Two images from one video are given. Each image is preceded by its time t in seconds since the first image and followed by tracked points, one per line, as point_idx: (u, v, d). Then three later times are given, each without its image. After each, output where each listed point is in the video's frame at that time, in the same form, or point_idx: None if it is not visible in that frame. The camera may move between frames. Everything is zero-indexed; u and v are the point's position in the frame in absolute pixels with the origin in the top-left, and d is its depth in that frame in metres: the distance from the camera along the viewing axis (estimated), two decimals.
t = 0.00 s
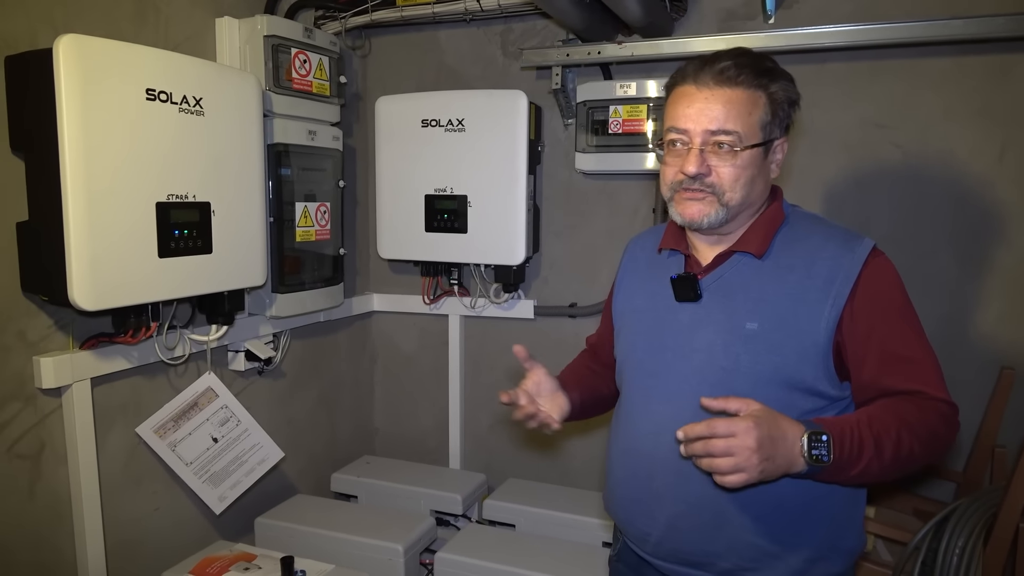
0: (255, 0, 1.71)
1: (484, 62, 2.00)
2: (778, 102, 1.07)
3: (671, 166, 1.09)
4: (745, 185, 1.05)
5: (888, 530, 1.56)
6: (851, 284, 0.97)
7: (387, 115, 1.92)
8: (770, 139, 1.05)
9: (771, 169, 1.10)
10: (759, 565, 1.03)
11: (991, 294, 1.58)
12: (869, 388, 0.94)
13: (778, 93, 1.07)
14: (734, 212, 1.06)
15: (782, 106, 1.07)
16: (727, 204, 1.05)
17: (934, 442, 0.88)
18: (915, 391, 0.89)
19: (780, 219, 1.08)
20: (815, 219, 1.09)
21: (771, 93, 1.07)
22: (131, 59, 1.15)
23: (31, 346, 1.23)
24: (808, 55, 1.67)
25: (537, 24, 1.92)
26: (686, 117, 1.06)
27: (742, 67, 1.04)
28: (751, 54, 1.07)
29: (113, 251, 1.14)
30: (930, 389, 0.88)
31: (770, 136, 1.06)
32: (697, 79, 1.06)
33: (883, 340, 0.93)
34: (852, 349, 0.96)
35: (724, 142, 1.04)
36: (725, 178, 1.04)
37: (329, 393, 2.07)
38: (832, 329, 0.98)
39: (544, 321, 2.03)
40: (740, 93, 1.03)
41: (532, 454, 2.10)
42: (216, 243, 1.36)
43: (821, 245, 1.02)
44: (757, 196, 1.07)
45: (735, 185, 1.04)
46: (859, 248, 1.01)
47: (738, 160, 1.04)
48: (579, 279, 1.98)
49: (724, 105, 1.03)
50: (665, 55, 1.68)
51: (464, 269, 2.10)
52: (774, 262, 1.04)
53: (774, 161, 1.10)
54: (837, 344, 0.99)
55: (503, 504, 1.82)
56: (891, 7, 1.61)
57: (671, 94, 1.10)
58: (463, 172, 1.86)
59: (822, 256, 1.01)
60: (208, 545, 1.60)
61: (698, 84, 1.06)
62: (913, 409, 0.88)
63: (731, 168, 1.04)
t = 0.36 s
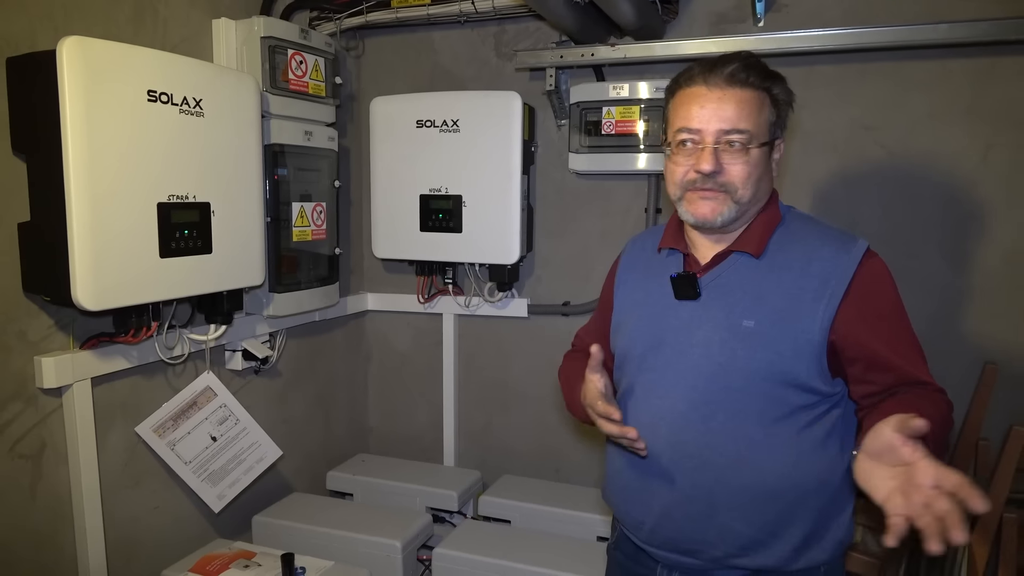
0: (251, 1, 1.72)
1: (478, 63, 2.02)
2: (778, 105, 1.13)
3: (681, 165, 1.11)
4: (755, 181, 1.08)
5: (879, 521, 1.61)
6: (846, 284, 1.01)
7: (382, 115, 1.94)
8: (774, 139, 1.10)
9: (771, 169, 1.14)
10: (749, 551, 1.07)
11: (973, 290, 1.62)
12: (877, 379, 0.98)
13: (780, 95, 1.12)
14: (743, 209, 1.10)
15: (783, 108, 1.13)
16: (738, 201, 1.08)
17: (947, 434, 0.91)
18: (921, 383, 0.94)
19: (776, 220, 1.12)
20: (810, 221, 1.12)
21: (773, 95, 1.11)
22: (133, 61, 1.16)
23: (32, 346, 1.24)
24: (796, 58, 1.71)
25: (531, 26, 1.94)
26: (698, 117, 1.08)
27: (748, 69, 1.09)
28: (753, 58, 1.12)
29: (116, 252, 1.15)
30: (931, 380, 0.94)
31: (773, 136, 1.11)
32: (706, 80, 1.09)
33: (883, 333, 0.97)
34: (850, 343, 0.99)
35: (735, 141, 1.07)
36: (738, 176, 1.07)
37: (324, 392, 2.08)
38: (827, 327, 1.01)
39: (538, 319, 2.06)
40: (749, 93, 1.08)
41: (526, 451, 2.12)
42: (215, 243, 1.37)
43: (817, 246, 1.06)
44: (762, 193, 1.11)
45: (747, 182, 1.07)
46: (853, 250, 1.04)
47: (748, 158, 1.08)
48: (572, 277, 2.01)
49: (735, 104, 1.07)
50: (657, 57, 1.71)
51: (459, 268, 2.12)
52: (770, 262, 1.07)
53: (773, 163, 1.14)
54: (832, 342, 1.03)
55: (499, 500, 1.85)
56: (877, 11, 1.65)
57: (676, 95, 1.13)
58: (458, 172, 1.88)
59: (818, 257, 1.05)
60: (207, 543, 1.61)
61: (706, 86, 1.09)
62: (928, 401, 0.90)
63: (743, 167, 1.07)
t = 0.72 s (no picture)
0: (242, 3, 1.73)
1: (467, 64, 2.04)
2: (758, 108, 1.12)
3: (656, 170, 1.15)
4: (725, 186, 1.10)
5: (863, 511, 1.66)
6: (841, 284, 1.06)
7: (373, 116, 1.95)
8: (749, 143, 1.10)
9: (753, 171, 1.15)
10: (752, 543, 1.10)
11: (950, 286, 1.68)
12: (857, 378, 1.03)
13: (758, 99, 1.11)
14: (715, 213, 1.12)
15: (763, 112, 1.11)
16: (707, 205, 1.11)
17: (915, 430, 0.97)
18: (898, 383, 0.99)
19: (770, 222, 1.15)
20: (801, 222, 1.17)
21: (750, 100, 1.11)
22: (130, 63, 1.17)
23: (29, 346, 1.25)
24: (779, 61, 1.76)
25: (520, 28, 1.97)
26: (668, 124, 1.12)
27: (721, 75, 1.10)
28: (732, 63, 1.12)
29: (113, 252, 1.17)
30: (908, 381, 1.00)
31: (750, 140, 1.11)
32: (679, 88, 1.12)
33: (870, 335, 1.02)
34: (841, 342, 1.04)
35: (703, 148, 1.09)
36: (704, 182, 1.10)
37: (316, 391, 2.09)
38: (823, 324, 1.06)
39: (528, 317, 2.09)
40: (718, 101, 1.09)
41: (517, 447, 2.15)
42: (211, 243, 1.38)
43: (812, 246, 1.10)
44: (737, 197, 1.13)
45: (714, 188, 1.10)
46: (845, 251, 1.09)
47: (716, 164, 1.10)
48: (561, 275, 2.04)
49: (703, 112, 1.09)
50: (644, 60, 1.74)
51: (449, 267, 2.15)
52: (767, 261, 1.11)
53: (756, 165, 1.15)
54: (826, 338, 1.07)
55: (491, 495, 1.87)
56: (857, 15, 1.70)
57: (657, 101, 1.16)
58: (449, 172, 1.90)
59: (813, 257, 1.09)
60: (202, 541, 1.62)
61: (680, 93, 1.12)
62: (897, 400, 0.97)
63: (709, 173, 1.10)
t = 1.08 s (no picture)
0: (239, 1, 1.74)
1: (461, 63, 2.06)
2: (748, 110, 1.15)
3: (652, 172, 1.17)
4: (720, 187, 1.13)
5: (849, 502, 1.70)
6: (824, 280, 1.09)
7: (368, 113, 1.98)
8: (741, 144, 1.13)
9: (744, 170, 1.18)
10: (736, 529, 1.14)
11: (930, 283, 1.73)
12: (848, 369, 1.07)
13: (749, 101, 1.15)
14: (712, 212, 1.15)
15: (752, 113, 1.15)
16: (705, 206, 1.13)
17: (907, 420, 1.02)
18: (889, 375, 1.04)
19: (757, 219, 1.18)
20: (788, 219, 1.20)
21: (741, 102, 1.15)
22: (131, 60, 1.18)
23: (29, 339, 1.26)
24: (768, 62, 1.80)
25: (513, 27, 2.00)
26: (663, 128, 1.14)
27: (713, 79, 1.12)
28: (721, 65, 1.15)
29: (114, 246, 1.18)
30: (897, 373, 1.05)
31: (741, 141, 1.14)
32: (672, 91, 1.14)
33: (860, 330, 1.06)
34: (830, 336, 1.07)
35: (699, 151, 1.12)
36: (701, 184, 1.12)
37: (310, 386, 2.11)
38: (807, 318, 1.09)
39: (520, 314, 2.12)
40: (711, 104, 1.11)
41: (509, 442, 2.18)
42: (209, 238, 1.40)
43: (797, 243, 1.13)
44: (732, 196, 1.16)
45: (711, 189, 1.13)
46: (830, 247, 1.12)
47: (712, 166, 1.12)
48: (553, 273, 2.07)
49: (697, 115, 1.11)
50: (636, 60, 1.77)
51: (443, 264, 2.17)
52: (754, 258, 1.14)
53: (747, 164, 1.18)
54: (811, 332, 1.11)
55: (484, 489, 1.90)
56: (845, 18, 1.74)
57: (650, 105, 1.18)
58: (443, 170, 1.92)
59: (798, 254, 1.12)
60: (197, 533, 1.64)
61: (673, 97, 1.14)
62: (892, 390, 1.02)
63: (706, 174, 1.12)
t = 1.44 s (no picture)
0: None
1: (451, 61, 2.09)
2: (743, 113, 1.19)
3: (654, 174, 1.20)
4: (721, 189, 1.17)
5: (828, 489, 1.75)
6: (811, 273, 1.13)
7: (359, 111, 2.00)
8: (738, 147, 1.18)
9: (738, 169, 1.22)
10: (731, 515, 1.18)
11: (908, 278, 1.79)
12: (823, 358, 1.12)
13: (745, 104, 1.18)
14: (711, 213, 1.19)
15: (747, 116, 1.19)
16: (706, 208, 1.17)
17: (875, 410, 1.07)
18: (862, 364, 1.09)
19: (746, 216, 1.23)
20: (775, 216, 1.24)
21: (738, 104, 1.18)
22: (129, 58, 1.20)
23: (27, 333, 1.28)
24: (752, 63, 1.84)
25: (502, 27, 2.03)
26: (666, 132, 1.16)
27: (713, 84, 1.15)
28: (719, 69, 1.18)
29: (112, 240, 1.20)
30: (873, 363, 1.09)
31: (738, 143, 1.18)
32: (674, 95, 1.16)
33: (835, 321, 1.10)
34: (811, 326, 1.12)
35: (702, 155, 1.15)
36: (704, 187, 1.16)
37: (302, 380, 2.13)
38: (794, 312, 1.13)
39: (509, 309, 2.15)
40: (714, 109, 1.14)
41: (498, 434, 2.22)
42: (205, 233, 1.42)
43: (784, 239, 1.18)
44: (729, 196, 1.20)
45: (713, 191, 1.16)
46: (815, 243, 1.17)
47: (714, 169, 1.16)
48: (542, 268, 2.11)
49: (701, 120, 1.14)
50: (623, 60, 1.81)
51: (434, 260, 2.20)
52: (743, 254, 1.19)
53: (741, 163, 1.23)
54: (796, 325, 1.15)
55: (474, 480, 1.94)
56: (826, 19, 1.79)
57: (648, 107, 1.20)
58: (434, 166, 1.95)
59: (785, 248, 1.17)
60: (192, 525, 1.66)
61: (675, 101, 1.16)
62: (860, 377, 1.07)
63: (708, 178, 1.16)
